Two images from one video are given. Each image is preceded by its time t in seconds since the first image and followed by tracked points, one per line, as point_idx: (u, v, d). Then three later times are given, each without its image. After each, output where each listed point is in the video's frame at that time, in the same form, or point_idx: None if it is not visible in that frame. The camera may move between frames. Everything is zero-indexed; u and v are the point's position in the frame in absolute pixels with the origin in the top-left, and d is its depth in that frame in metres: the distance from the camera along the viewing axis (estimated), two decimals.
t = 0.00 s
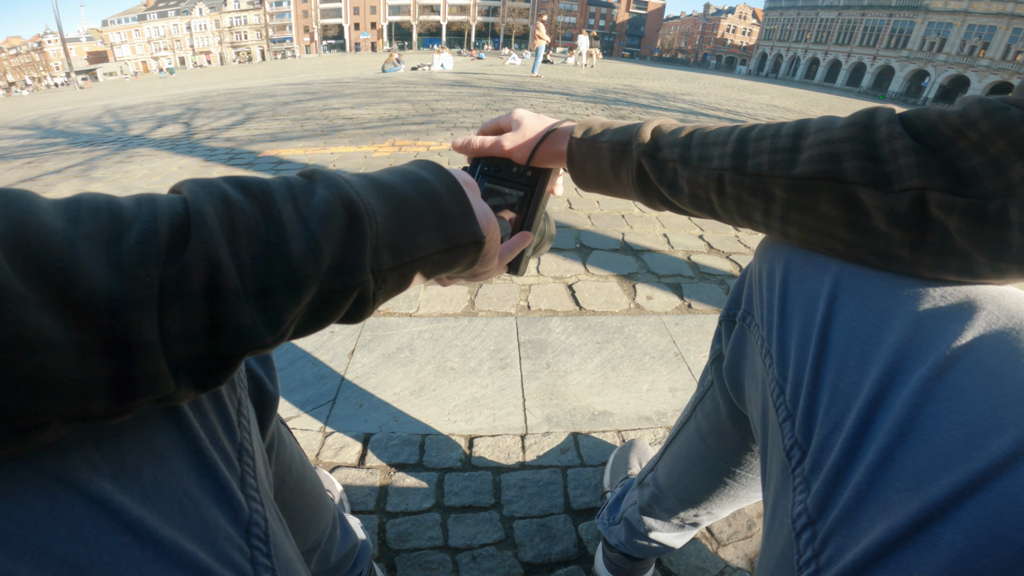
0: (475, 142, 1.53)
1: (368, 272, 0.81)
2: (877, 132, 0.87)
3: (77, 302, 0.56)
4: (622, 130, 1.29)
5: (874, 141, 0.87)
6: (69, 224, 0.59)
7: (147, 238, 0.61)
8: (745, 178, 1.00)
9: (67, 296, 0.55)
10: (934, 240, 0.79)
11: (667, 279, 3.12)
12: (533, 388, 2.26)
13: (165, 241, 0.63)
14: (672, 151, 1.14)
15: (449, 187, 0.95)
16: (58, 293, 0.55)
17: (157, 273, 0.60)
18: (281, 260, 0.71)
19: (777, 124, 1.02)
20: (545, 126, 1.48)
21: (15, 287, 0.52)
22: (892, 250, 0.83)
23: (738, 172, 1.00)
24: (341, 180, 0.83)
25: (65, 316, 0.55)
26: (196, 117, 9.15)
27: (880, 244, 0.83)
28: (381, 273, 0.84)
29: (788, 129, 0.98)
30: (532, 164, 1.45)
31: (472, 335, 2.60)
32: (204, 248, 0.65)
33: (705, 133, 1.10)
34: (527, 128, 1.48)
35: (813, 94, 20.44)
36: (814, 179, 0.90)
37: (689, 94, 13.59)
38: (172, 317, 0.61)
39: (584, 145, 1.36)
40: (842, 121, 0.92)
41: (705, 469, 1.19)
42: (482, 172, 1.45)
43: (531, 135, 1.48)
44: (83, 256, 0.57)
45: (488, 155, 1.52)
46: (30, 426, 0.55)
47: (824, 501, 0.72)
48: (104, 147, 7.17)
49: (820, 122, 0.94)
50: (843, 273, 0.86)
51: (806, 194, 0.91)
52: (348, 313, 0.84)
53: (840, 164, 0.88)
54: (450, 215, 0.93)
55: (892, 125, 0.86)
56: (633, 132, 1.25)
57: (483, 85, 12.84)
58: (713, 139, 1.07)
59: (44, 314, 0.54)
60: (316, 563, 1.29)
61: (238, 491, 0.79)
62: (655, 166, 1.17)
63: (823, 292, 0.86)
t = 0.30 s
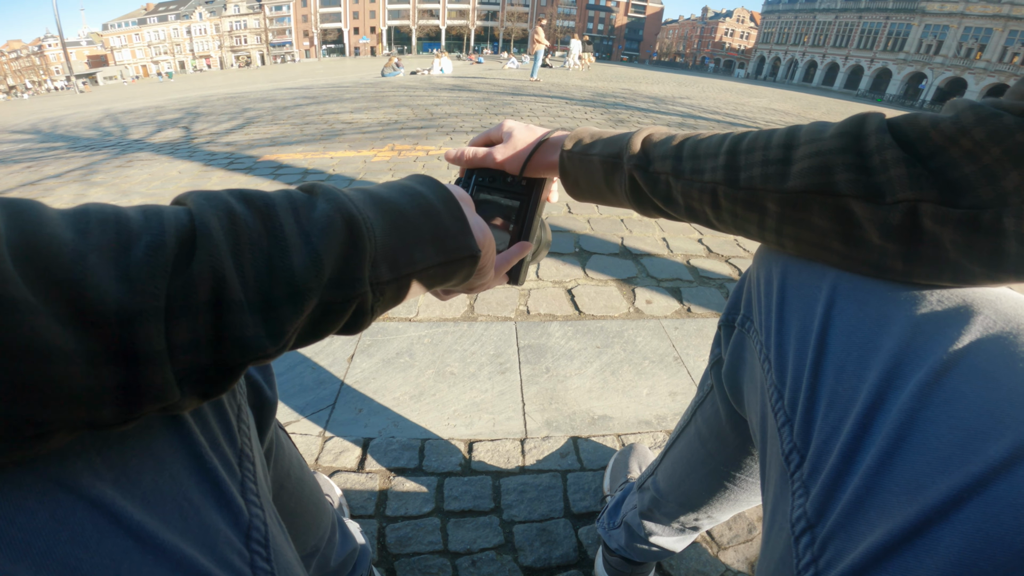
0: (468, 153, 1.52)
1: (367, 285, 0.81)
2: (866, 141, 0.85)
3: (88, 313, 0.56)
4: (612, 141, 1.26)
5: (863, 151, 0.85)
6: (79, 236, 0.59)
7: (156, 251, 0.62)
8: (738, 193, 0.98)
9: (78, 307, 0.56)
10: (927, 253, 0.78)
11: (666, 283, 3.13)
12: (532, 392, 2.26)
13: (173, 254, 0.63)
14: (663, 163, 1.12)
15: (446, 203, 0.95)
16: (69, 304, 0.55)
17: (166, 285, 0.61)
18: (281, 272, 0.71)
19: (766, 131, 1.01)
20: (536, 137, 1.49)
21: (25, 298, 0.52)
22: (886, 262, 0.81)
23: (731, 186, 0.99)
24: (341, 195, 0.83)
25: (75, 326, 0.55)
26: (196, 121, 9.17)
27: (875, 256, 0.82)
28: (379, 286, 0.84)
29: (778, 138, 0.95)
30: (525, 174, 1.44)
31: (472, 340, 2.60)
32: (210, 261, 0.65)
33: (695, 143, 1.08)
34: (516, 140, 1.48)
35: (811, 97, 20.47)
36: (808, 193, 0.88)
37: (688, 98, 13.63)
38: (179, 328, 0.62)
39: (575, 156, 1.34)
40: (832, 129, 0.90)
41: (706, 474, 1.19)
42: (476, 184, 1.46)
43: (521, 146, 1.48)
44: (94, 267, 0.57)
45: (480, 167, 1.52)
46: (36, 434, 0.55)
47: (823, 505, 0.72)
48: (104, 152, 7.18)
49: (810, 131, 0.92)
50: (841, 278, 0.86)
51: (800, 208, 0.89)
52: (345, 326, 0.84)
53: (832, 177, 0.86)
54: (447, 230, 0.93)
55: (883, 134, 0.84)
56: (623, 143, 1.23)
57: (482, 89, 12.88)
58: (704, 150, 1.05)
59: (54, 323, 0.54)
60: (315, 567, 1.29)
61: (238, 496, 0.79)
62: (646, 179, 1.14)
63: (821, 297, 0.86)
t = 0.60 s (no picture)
0: (465, 156, 1.51)
1: (362, 299, 0.81)
2: (866, 151, 0.85)
3: (82, 327, 0.56)
4: (610, 149, 1.26)
5: (863, 160, 0.84)
6: (73, 249, 0.59)
7: (150, 265, 0.61)
8: (738, 202, 0.98)
9: (73, 320, 0.56)
10: (925, 264, 0.78)
11: (665, 291, 3.13)
12: (532, 400, 2.25)
13: (167, 268, 0.63)
14: (662, 172, 1.11)
15: (442, 216, 0.95)
16: (64, 317, 0.55)
17: (161, 299, 0.61)
18: (276, 286, 0.71)
19: (766, 138, 1.00)
20: (533, 142, 1.48)
21: (20, 311, 0.52)
22: (885, 273, 0.81)
23: (730, 196, 0.98)
24: (336, 208, 0.82)
25: (68, 339, 0.55)
26: (195, 128, 9.19)
27: (874, 269, 0.82)
28: (374, 299, 0.84)
29: (778, 147, 0.95)
30: (522, 180, 1.45)
31: (470, 348, 2.59)
32: (205, 276, 0.65)
33: (694, 152, 1.08)
34: (513, 145, 1.47)
35: (808, 102, 20.58)
36: (807, 203, 0.88)
37: (686, 104, 13.69)
38: (172, 342, 0.62)
39: (571, 165, 1.34)
40: (831, 138, 0.89)
41: (706, 482, 1.19)
42: (475, 186, 1.44)
43: (518, 151, 1.47)
44: (88, 281, 0.57)
45: (476, 171, 1.49)
46: (30, 444, 0.55)
47: (823, 514, 0.72)
48: (104, 159, 7.19)
49: (810, 140, 0.91)
50: (841, 287, 0.86)
51: (799, 218, 0.89)
52: (338, 339, 0.84)
53: (832, 187, 0.86)
54: (442, 243, 0.93)
55: (882, 144, 0.84)
56: (621, 151, 1.23)
57: (480, 96, 12.92)
58: (703, 159, 1.05)
59: (49, 336, 0.54)
60: None
61: (231, 505, 0.79)
62: (645, 188, 1.14)
63: (821, 306, 0.86)
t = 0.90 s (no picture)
0: (467, 168, 1.50)
1: (358, 319, 0.81)
2: (868, 166, 0.84)
3: (78, 347, 0.56)
4: (613, 164, 1.27)
5: (865, 177, 0.84)
6: (71, 269, 0.59)
7: (148, 285, 0.61)
8: (740, 219, 0.98)
9: (70, 340, 0.55)
10: (931, 285, 0.77)
11: (666, 303, 3.12)
12: (532, 413, 2.24)
13: (165, 288, 0.63)
14: (663, 188, 1.12)
15: (437, 233, 0.95)
16: (61, 337, 0.55)
17: (158, 319, 0.61)
18: (274, 306, 0.71)
19: (767, 153, 1.00)
20: (536, 156, 1.47)
21: (17, 332, 0.52)
22: (889, 291, 0.81)
23: (733, 213, 0.99)
24: (333, 226, 0.82)
25: (66, 358, 0.55)
26: (198, 138, 9.24)
27: (876, 285, 0.82)
28: (370, 318, 0.84)
29: (778, 164, 0.95)
30: (523, 194, 1.45)
31: (471, 361, 2.59)
32: (202, 297, 0.65)
33: (696, 168, 1.08)
34: (516, 158, 1.46)
35: (806, 112, 20.69)
36: (810, 221, 0.88)
37: (686, 114, 13.76)
38: (169, 361, 0.62)
39: (574, 180, 1.33)
40: (833, 153, 0.89)
41: (709, 497, 1.18)
42: (477, 200, 1.44)
43: (521, 164, 1.45)
44: (85, 302, 0.57)
45: (477, 183, 1.49)
46: (29, 460, 0.55)
47: (827, 530, 0.71)
48: (106, 169, 7.22)
49: (812, 156, 0.91)
50: (844, 304, 0.86)
51: (802, 235, 0.89)
52: (336, 356, 0.84)
53: (835, 204, 0.85)
54: (438, 261, 0.93)
55: (886, 158, 0.83)
56: (623, 167, 1.23)
57: (481, 107, 13.02)
58: (704, 176, 1.05)
59: (47, 356, 0.54)
60: None
61: (228, 520, 0.78)
62: (647, 205, 1.14)
63: (825, 323, 0.86)
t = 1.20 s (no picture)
0: (468, 178, 1.50)
1: (360, 335, 0.81)
2: (868, 184, 0.83)
3: (92, 363, 0.56)
4: (613, 181, 1.27)
5: (866, 196, 0.83)
6: (84, 286, 0.59)
7: (160, 302, 0.62)
8: (742, 240, 0.98)
9: (84, 356, 0.56)
10: (933, 305, 0.77)
11: (668, 315, 3.12)
12: (533, 426, 2.23)
13: (175, 305, 0.63)
14: (664, 207, 1.12)
15: (436, 247, 0.95)
16: (75, 353, 0.55)
17: (169, 336, 0.61)
18: (279, 323, 0.71)
19: (767, 169, 1.00)
20: (537, 169, 1.45)
21: (32, 348, 0.52)
22: (890, 310, 0.81)
23: (735, 233, 0.99)
24: (336, 242, 0.82)
25: (80, 375, 0.56)
26: (201, 150, 9.30)
27: (876, 305, 0.82)
28: (372, 334, 0.84)
29: (779, 181, 0.95)
30: (523, 208, 1.46)
31: (472, 374, 2.59)
32: (212, 313, 0.65)
33: (696, 186, 1.08)
34: (517, 171, 1.45)
35: (806, 122, 20.77)
36: (811, 240, 0.87)
37: (687, 125, 13.86)
38: (179, 375, 0.62)
39: (575, 198, 1.33)
40: (834, 170, 0.89)
41: (711, 511, 1.17)
42: (477, 212, 1.45)
43: (522, 177, 1.45)
44: (100, 318, 0.57)
45: (478, 194, 1.49)
46: (44, 475, 0.55)
47: (830, 545, 0.72)
48: (111, 179, 7.27)
49: (813, 174, 0.90)
50: (846, 322, 0.86)
51: (804, 255, 0.89)
52: (339, 371, 0.84)
53: (836, 223, 0.85)
54: (436, 276, 0.93)
55: (885, 177, 0.82)
56: (623, 185, 1.23)
57: (482, 119, 13.11)
58: (705, 194, 1.05)
59: (62, 373, 0.54)
60: None
61: (235, 536, 0.78)
62: (648, 223, 1.14)
63: (826, 342, 0.86)
